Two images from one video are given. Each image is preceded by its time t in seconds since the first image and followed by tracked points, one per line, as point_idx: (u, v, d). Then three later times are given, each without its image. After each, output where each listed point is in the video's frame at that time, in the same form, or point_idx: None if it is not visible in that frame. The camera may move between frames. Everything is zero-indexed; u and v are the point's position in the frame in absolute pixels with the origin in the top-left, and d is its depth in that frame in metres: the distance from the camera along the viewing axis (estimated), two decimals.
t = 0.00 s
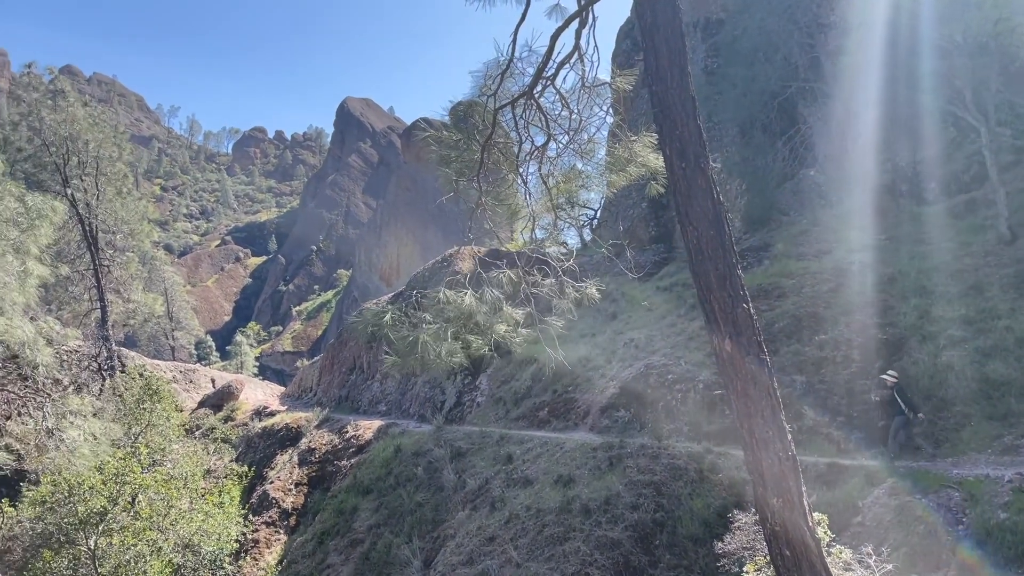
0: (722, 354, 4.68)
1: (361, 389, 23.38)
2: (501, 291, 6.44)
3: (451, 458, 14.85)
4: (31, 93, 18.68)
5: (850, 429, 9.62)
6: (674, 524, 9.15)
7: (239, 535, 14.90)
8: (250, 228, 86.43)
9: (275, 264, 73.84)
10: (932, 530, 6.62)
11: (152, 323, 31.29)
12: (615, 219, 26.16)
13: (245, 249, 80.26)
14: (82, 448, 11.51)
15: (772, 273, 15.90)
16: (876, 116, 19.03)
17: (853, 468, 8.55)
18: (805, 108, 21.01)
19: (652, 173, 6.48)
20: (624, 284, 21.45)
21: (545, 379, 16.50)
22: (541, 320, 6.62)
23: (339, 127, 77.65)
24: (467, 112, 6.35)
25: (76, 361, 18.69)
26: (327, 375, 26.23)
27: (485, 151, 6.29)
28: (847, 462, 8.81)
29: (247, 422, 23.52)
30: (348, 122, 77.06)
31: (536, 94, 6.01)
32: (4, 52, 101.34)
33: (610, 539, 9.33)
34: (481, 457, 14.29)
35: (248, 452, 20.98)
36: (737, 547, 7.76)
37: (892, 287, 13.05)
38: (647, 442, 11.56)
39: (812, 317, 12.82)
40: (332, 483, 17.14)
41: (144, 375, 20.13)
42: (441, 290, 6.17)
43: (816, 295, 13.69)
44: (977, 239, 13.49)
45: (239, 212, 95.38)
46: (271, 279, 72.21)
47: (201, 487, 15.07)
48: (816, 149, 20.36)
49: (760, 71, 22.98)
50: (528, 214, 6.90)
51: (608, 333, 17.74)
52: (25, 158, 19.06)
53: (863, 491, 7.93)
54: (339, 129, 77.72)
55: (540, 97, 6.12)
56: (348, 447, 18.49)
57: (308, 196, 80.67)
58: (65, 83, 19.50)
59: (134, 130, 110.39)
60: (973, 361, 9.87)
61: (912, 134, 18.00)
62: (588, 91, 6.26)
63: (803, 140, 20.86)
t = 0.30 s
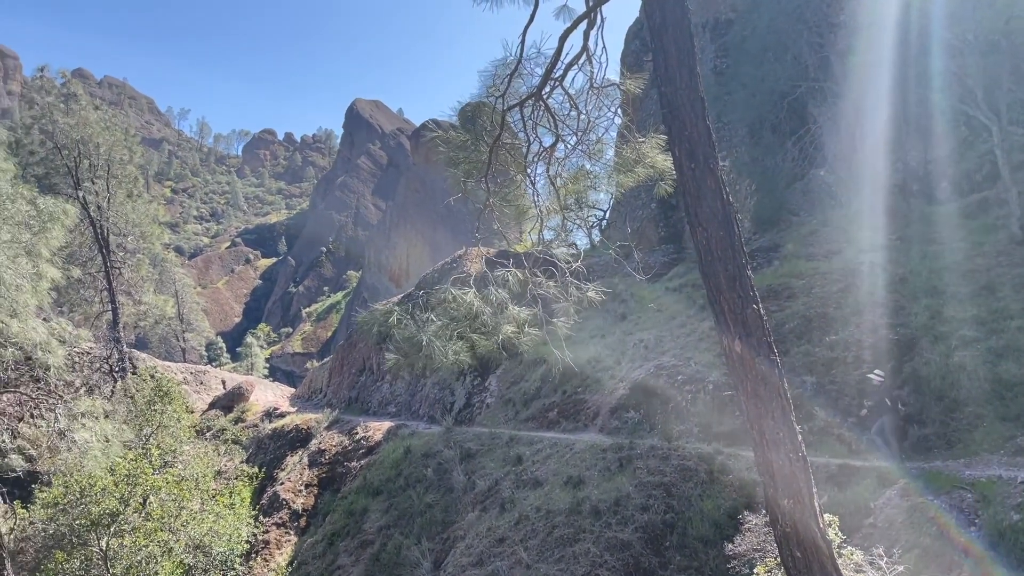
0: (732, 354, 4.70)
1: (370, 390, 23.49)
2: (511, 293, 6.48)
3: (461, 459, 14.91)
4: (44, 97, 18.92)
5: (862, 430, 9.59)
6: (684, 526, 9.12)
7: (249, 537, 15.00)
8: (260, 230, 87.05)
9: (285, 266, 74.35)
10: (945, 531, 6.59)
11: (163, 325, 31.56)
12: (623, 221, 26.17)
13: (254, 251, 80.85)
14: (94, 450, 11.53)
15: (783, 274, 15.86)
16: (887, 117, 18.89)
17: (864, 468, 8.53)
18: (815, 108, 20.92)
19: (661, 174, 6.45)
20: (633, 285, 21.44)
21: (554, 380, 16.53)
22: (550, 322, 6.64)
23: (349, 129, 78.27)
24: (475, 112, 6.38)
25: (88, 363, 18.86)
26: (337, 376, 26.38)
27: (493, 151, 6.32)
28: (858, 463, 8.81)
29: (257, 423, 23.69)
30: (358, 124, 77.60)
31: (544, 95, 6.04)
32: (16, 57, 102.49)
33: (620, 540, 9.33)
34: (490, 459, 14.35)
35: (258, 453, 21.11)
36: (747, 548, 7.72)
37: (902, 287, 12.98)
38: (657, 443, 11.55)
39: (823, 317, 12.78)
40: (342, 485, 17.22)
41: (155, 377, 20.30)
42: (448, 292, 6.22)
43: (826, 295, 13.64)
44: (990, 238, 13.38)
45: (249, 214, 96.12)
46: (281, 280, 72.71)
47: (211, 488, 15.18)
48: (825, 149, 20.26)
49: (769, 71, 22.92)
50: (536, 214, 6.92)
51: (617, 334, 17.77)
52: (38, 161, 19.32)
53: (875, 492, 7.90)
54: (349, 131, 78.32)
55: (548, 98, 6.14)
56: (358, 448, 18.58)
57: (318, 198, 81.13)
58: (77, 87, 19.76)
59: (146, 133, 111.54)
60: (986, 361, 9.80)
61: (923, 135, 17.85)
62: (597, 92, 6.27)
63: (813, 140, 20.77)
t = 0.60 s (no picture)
0: (742, 355, 4.71)
1: (379, 391, 23.60)
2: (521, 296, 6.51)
3: (470, 460, 14.96)
4: (56, 100, 19.14)
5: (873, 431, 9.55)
6: (694, 527, 9.12)
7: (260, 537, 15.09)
8: (270, 231, 87.57)
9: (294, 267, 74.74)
10: (958, 532, 6.57)
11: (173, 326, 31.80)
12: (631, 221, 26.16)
13: (264, 253, 81.35)
14: (105, 450, 11.34)
15: (793, 274, 15.81)
16: (898, 117, 18.82)
17: (876, 469, 8.52)
18: (825, 109, 20.87)
19: (667, 174, 6.48)
20: (642, 286, 21.43)
21: (563, 381, 16.56)
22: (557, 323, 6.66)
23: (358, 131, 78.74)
24: (483, 113, 6.42)
25: (99, 365, 19.00)
26: (346, 377, 26.51)
27: (501, 152, 6.36)
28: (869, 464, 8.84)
29: (267, 424, 23.86)
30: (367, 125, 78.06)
31: (552, 96, 6.07)
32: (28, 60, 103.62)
33: (629, 541, 9.35)
34: (499, 460, 14.40)
35: (268, 454, 21.26)
36: (757, 550, 7.69)
37: (913, 288, 12.91)
38: (666, 445, 11.55)
39: (832, 318, 12.75)
40: (351, 486, 17.29)
41: (165, 379, 20.45)
42: (456, 295, 6.28)
43: (836, 295, 13.59)
44: (1001, 238, 13.29)
45: (259, 216, 96.77)
46: (290, 281, 73.11)
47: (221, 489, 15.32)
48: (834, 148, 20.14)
49: (778, 70, 22.86)
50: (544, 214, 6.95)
51: (627, 334, 17.77)
52: (49, 164, 19.53)
53: (886, 494, 7.87)
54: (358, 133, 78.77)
55: (556, 99, 6.17)
56: (367, 449, 18.67)
57: (327, 199, 81.55)
58: (88, 90, 19.97)
59: (156, 135, 112.54)
60: (998, 362, 9.74)
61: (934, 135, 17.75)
62: (605, 92, 6.30)
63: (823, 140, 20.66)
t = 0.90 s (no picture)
0: (752, 357, 4.73)
1: (389, 392, 23.71)
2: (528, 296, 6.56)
3: (479, 460, 15.01)
4: (65, 102, 19.32)
5: (884, 432, 9.52)
6: (703, 529, 9.11)
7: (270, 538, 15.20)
8: (279, 233, 88.11)
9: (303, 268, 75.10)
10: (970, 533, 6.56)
11: (184, 327, 32.07)
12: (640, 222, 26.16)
13: (274, 254, 81.86)
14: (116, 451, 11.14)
15: (803, 274, 15.76)
16: (908, 117, 18.68)
17: (887, 471, 8.51)
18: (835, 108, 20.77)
19: (676, 173, 6.40)
20: (652, 286, 21.43)
21: (572, 381, 16.58)
22: (566, 325, 6.67)
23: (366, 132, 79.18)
24: (492, 114, 6.48)
25: (110, 366, 19.20)
26: (355, 378, 26.65)
27: (510, 153, 6.42)
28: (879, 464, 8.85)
29: (278, 425, 24.03)
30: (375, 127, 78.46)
31: (561, 97, 6.12)
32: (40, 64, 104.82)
33: (639, 543, 9.35)
34: (508, 461, 14.44)
35: (278, 455, 21.41)
36: (766, 552, 7.65)
37: (924, 287, 12.83)
38: (676, 446, 11.54)
39: (843, 318, 12.70)
40: (360, 487, 17.36)
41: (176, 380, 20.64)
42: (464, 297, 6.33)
43: (846, 296, 13.54)
44: (1013, 238, 13.19)
45: (269, 218, 97.43)
46: (299, 282, 73.51)
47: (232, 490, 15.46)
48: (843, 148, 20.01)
49: (787, 70, 22.81)
50: (554, 215, 6.99)
51: (636, 335, 17.77)
52: (60, 166, 19.75)
53: (897, 496, 7.84)
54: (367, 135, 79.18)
55: (564, 100, 6.23)
56: (377, 450, 18.75)
57: (336, 201, 82.00)
58: (98, 93, 20.17)
59: (167, 138, 113.55)
60: (1009, 362, 9.68)
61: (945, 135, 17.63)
62: (613, 93, 6.33)
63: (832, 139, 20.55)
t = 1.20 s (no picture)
0: (762, 356, 4.71)
1: (398, 392, 23.78)
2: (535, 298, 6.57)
3: (488, 460, 15.04)
4: (75, 104, 19.52)
5: (895, 432, 9.48)
6: (713, 528, 9.07)
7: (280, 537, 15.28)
8: (288, 233, 88.59)
9: (312, 267, 75.41)
10: (983, 533, 6.52)
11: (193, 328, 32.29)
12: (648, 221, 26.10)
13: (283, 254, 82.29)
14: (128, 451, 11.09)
15: (813, 273, 15.66)
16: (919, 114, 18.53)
17: (899, 472, 8.46)
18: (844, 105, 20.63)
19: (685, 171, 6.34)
20: (660, 285, 21.40)
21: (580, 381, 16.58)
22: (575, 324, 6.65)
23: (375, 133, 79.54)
24: (500, 113, 6.50)
25: (121, 366, 19.35)
26: (364, 378, 26.75)
27: (518, 152, 6.44)
28: (891, 465, 8.82)
29: (287, 424, 24.18)
30: (383, 127, 78.83)
31: (569, 96, 6.13)
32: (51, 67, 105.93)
33: (648, 542, 9.34)
34: (517, 460, 14.47)
35: (287, 454, 21.56)
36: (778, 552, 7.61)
37: (935, 286, 12.73)
38: (685, 445, 11.52)
39: (853, 317, 12.63)
40: (369, 486, 17.42)
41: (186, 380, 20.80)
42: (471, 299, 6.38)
43: (856, 295, 13.47)
44: None
45: (278, 219, 98.01)
46: (308, 282, 73.84)
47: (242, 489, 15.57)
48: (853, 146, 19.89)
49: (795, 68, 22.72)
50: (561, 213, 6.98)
51: (644, 334, 17.76)
52: (70, 167, 19.95)
53: (909, 496, 7.79)
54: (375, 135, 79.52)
55: (572, 98, 6.24)
56: (385, 449, 18.81)
57: (345, 201, 82.28)
58: (106, 94, 20.35)
59: (177, 139, 114.48)
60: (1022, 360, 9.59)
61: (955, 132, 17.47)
62: (621, 91, 6.33)
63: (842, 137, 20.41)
